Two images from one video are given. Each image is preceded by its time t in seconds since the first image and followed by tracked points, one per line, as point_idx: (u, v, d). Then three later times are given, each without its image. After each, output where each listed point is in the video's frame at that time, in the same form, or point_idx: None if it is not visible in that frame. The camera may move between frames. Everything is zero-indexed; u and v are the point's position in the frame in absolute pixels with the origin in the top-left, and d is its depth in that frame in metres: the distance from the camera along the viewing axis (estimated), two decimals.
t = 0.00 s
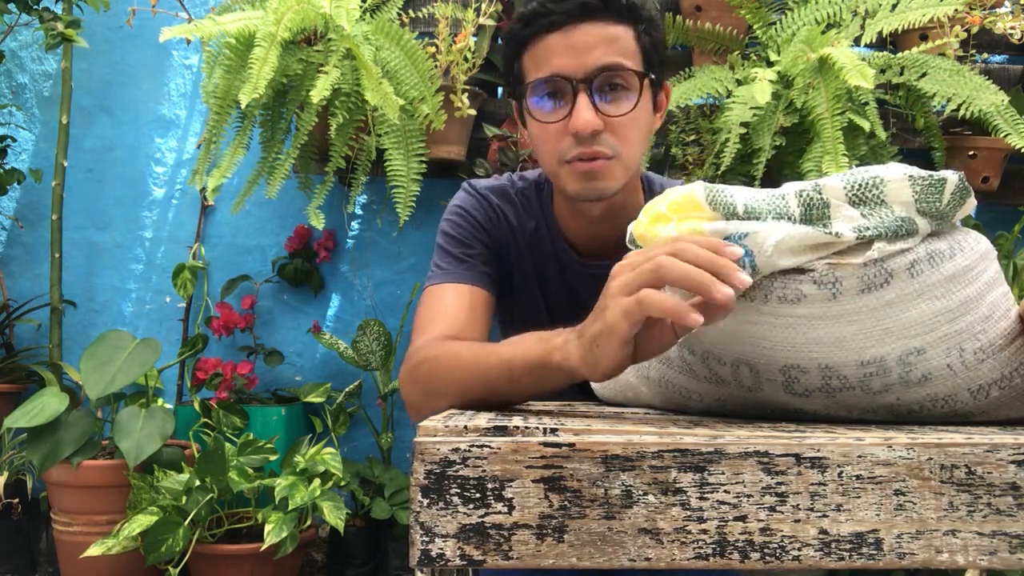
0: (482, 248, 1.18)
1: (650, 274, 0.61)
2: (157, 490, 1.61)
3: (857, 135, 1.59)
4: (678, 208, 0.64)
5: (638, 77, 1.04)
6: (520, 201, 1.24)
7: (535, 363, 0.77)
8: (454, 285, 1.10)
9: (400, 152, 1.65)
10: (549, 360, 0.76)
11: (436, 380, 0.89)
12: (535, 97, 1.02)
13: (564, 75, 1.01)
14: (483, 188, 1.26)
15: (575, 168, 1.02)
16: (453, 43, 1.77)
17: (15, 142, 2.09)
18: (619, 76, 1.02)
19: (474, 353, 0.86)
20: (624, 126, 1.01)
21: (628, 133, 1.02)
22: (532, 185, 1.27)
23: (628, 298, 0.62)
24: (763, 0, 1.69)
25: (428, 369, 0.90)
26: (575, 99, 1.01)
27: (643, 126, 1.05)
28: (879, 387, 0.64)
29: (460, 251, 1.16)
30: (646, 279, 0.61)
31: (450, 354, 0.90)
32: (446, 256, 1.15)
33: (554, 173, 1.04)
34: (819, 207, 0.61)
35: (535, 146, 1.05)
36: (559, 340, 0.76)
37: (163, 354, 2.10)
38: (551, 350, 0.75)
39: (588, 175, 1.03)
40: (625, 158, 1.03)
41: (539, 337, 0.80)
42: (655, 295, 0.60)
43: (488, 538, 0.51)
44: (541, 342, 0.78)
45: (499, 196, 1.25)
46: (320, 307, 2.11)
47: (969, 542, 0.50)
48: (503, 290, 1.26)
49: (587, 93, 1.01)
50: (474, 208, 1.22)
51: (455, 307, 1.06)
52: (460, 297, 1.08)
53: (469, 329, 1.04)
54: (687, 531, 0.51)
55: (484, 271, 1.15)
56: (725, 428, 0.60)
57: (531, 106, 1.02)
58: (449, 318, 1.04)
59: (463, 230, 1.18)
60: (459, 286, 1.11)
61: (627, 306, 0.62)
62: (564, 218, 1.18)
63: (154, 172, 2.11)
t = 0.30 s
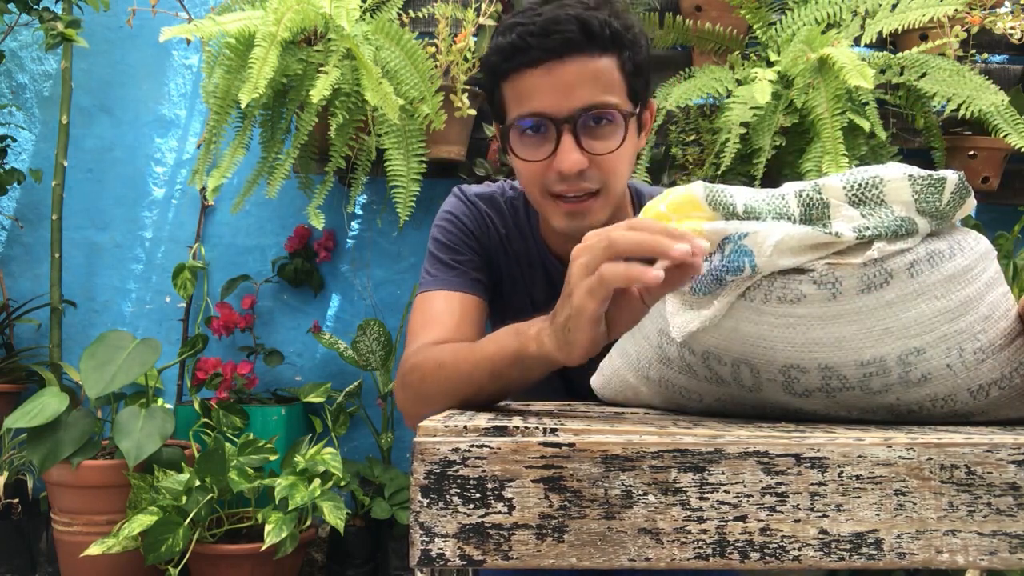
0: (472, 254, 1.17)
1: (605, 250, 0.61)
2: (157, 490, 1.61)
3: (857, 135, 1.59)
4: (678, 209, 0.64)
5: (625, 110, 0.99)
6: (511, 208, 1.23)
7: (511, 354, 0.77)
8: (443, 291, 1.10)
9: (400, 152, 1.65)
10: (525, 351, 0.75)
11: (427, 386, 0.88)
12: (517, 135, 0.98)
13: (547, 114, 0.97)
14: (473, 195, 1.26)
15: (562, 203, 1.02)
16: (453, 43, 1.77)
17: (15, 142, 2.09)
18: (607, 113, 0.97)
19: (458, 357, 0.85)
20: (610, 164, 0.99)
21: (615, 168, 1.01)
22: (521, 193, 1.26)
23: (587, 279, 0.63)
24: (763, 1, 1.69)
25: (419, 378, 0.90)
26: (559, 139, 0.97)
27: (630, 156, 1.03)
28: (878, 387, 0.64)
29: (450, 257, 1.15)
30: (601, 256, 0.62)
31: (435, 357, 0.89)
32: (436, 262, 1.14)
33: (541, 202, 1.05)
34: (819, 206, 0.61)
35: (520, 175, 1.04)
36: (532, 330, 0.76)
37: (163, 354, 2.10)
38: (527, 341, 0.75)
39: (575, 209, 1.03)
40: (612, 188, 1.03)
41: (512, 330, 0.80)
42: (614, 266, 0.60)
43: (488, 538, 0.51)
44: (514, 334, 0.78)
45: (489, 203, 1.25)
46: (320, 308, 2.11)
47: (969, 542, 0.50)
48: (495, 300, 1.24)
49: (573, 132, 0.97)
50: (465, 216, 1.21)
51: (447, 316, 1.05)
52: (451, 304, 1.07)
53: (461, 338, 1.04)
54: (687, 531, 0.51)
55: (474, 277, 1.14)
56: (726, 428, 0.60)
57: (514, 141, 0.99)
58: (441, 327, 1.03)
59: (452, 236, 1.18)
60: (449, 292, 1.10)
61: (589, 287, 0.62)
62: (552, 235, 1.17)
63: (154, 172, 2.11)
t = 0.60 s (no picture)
0: (474, 252, 1.17)
1: (612, 269, 0.61)
2: (157, 490, 1.61)
3: (857, 135, 1.59)
4: (678, 209, 0.64)
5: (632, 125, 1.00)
6: (514, 207, 1.23)
7: (513, 359, 0.76)
8: (444, 290, 1.10)
9: (400, 152, 1.65)
10: (527, 357, 0.74)
11: (430, 390, 0.88)
12: (526, 146, 0.99)
13: (556, 127, 0.97)
14: (477, 193, 1.25)
15: (567, 216, 1.03)
16: (453, 43, 1.77)
17: (15, 142, 2.09)
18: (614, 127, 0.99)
19: (458, 361, 0.84)
20: (616, 178, 1.01)
21: (621, 182, 1.02)
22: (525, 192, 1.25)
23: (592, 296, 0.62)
24: (763, 1, 1.69)
25: (421, 379, 0.90)
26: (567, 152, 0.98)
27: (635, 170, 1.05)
28: (879, 387, 0.64)
29: (452, 256, 1.15)
30: (609, 276, 0.62)
31: (436, 359, 0.89)
32: (438, 260, 1.14)
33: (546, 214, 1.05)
34: (819, 206, 0.61)
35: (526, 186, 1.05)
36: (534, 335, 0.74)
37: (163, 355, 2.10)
38: (528, 347, 0.73)
39: (580, 222, 1.04)
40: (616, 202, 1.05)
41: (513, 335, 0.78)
42: (622, 289, 0.60)
43: (488, 538, 0.51)
44: (515, 340, 0.77)
45: (493, 201, 1.24)
46: (320, 308, 2.11)
47: (969, 542, 0.50)
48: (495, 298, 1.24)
49: (580, 146, 0.98)
50: (467, 214, 1.21)
51: (449, 315, 1.05)
52: (452, 302, 1.07)
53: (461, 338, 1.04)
54: (687, 531, 0.51)
55: (476, 276, 1.14)
56: (726, 428, 0.60)
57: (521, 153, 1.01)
58: (442, 328, 1.03)
59: (456, 235, 1.17)
60: (450, 290, 1.10)
61: (594, 304, 0.62)
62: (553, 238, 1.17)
63: (154, 172, 2.11)
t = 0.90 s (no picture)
0: (474, 252, 1.17)
1: (619, 285, 0.60)
2: (157, 490, 1.61)
3: (857, 135, 1.59)
4: (679, 209, 0.64)
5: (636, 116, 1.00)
6: (514, 206, 1.23)
7: (515, 365, 0.74)
8: (444, 290, 1.10)
9: (400, 151, 1.65)
10: (529, 363, 0.72)
11: (431, 391, 0.88)
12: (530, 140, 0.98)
13: (563, 119, 0.97)
14: (475, 193, 1.25)
15: (572, 208, 1.02)
16: (453, 43, 1.77)
17: (15, 142, 2.09)
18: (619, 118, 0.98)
19: (460, 365, 0.83)
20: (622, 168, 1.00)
21: (625, 173, 1.02)
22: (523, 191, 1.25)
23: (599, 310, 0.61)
24: (763, 1, 1.69)
25: (421, 381, 0.90)
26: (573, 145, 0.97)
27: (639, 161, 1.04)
28: (878, 387, 0.64)
29: (453, 255, 1.15)
30: (615, 292, 0.61)
31: (438, 360, 0.89)
32: (438, 260, 1.14)
33: (550, 208, 1.04)
34: (819, 206, 0.61)
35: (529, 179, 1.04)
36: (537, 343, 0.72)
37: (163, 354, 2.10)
38: (530, 353, 0.72)
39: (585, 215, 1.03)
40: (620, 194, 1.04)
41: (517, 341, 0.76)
42: (627, 306, 0.59)
43: (488, 538, 0.51)
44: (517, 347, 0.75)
45: (491, 200, 1.24)
46: (320, 308, 2.11)
47: (969, 542, 0.50)
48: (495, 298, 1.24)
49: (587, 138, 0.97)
50: (467, 214, 1.21)
51: (447, 315, 1.05)
52: (450, 303, 1.07)
53: (460, 337, 1.04)
54: (687, 530, 0.51)
55: (476, 276, 1.14)
56: (725, 428, 0.60)
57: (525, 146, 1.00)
58: (440, 328, 1.03)
59: (455, 235, 1.17)
60: (450, 291, 1.10)
61: (600, 319, 0.61)
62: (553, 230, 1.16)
63: (154, 172, 2.11)
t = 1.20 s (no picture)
0: (471, 247, 1.16)
1: (696, 359, 0.60)
2: (157, 490, 1.61)
3: (857, 135, 1.59)
4: (678, 209, 0.64)
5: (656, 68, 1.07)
6: (509, 197, 1.24)
7: (524, 379, 0.72)
8: (442, 287, 1.08)
9: (400, 151, 1.65)
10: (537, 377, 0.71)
11: (433, 394, 0.85)
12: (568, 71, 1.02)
13: (600, 53, 1.02)
14: (468, 187, 1.24)
15: (603, 145, 1.02)
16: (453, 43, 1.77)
17: (15, 142, 2.09)
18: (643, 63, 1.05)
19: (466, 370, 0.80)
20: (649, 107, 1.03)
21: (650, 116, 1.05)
22: (516, 181, 1.26)
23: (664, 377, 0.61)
24: (763, 1, 1.69)
25: (419, 380, 0.87)
26: (608, 76, 1.02)
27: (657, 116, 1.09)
28: (878, 387, 0.64)
29: (452, 251, 1.14)
30: (691, 363, 0.60)
31: (441, 363, 0.85)
32: (438, 256, 1.13)
33: (583, 150, 1.03)
34: (818, 206, 0.61)
35: (558, 120, 1.05)
36: (548, 357, 0.70)
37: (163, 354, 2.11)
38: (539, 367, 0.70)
39: (616, 152, 1.01)
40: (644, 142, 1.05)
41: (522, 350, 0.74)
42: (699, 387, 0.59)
43: (488, 538, 0.51)
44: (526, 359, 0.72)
45: (485, 193, 1.24)
46: (320, 307, 2.11)
47: (969, 542, 0.50)
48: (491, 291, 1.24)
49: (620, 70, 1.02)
50: (462, 208, 1.20)
51: (444, 312, 1.04)
52: (449, 300, 1.06)
53: (459, 334, 1.02)
54: (687, 531, 0.51)
55: (475, 272, 1.13)
56: (725, 428, 0.60)
57: (566, 82, 1.04)
58: (439, 323, 1.02)
59: (452, 230, 1.16)
60: (449, 287, 1.08)
61: (662, 386, 0.60)
62: (555, 200, 1.19)
63: (154, 172, 2.11)
